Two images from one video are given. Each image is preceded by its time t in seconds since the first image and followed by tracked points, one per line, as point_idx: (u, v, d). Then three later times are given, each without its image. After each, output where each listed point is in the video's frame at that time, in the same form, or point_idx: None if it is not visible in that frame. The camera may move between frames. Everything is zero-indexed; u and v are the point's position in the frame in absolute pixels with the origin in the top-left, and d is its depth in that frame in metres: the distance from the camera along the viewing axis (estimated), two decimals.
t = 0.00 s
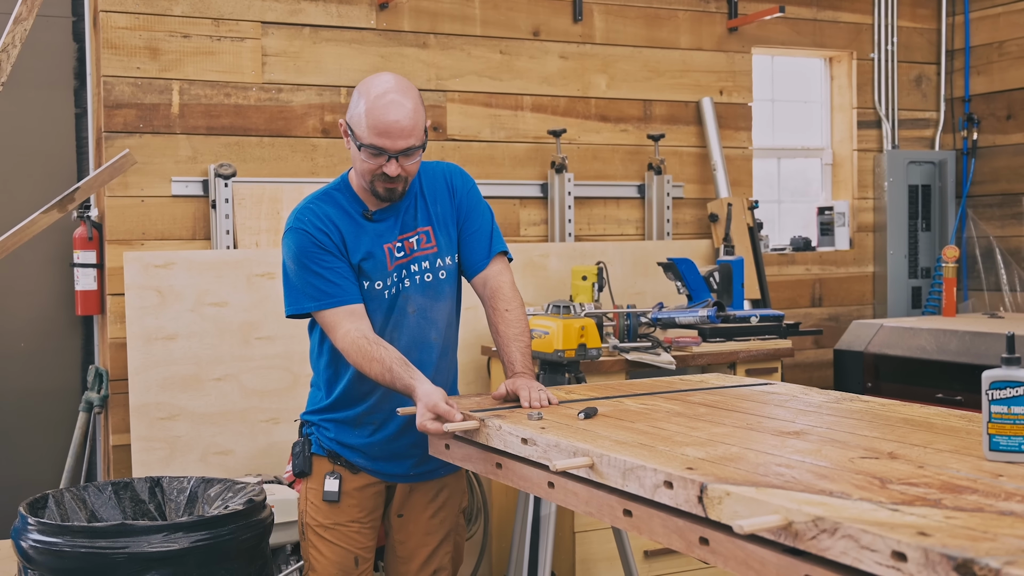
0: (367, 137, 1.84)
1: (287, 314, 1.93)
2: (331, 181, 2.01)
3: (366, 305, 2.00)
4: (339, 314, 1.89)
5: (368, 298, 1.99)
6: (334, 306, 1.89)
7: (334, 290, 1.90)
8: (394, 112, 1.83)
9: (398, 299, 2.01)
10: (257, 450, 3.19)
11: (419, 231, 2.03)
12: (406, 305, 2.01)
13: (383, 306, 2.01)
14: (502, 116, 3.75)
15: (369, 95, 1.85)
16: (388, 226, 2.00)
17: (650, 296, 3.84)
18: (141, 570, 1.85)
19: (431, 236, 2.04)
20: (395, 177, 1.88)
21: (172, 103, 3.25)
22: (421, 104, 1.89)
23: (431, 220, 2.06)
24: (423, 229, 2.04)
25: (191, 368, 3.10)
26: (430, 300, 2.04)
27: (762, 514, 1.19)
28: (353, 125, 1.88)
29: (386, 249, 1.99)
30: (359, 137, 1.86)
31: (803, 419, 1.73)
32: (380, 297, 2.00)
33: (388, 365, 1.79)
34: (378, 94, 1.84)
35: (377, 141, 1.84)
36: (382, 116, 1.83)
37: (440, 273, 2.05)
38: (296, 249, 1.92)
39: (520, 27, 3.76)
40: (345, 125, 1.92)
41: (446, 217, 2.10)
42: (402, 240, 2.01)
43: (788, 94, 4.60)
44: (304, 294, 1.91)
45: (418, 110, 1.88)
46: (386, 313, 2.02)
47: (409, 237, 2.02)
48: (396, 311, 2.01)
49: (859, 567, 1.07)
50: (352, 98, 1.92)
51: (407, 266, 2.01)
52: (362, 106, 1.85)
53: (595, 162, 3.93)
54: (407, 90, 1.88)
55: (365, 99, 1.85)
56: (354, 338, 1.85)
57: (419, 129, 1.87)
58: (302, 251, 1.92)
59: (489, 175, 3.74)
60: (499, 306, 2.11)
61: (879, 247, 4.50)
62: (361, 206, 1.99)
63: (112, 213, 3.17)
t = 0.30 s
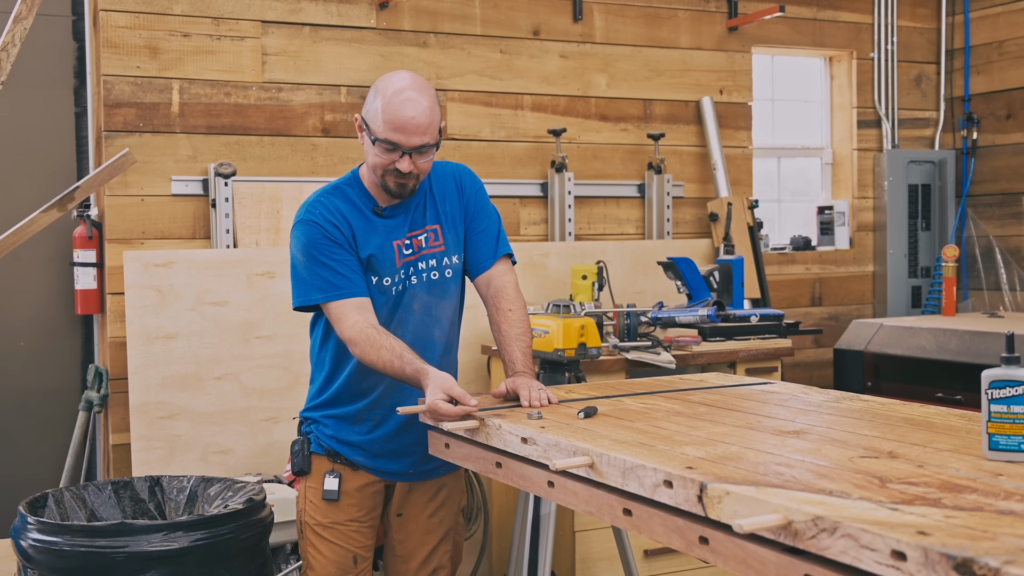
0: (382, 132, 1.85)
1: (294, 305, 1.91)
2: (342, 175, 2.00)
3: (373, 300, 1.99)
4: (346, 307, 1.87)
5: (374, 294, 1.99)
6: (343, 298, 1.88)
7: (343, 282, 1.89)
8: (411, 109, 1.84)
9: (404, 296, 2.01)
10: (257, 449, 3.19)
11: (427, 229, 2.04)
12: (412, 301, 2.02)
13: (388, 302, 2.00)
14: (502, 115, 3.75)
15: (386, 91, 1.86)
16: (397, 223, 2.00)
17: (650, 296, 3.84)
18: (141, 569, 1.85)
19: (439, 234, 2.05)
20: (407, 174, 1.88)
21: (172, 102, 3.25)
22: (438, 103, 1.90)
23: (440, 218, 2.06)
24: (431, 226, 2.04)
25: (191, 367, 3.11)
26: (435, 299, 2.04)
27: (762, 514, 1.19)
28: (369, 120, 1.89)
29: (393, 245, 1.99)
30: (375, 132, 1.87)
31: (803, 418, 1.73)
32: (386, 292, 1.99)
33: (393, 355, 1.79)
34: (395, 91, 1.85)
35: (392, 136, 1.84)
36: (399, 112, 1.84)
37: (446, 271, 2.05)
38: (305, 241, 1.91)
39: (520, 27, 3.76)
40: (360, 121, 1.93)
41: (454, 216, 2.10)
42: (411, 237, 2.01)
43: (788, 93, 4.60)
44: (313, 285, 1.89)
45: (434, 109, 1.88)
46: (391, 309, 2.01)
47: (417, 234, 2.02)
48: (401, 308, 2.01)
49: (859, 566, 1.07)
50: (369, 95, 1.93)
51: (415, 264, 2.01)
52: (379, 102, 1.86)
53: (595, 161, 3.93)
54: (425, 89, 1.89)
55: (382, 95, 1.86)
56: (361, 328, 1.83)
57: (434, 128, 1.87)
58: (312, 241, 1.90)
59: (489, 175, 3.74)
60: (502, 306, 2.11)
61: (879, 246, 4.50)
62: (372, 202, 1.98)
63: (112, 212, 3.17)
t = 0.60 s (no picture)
0: (396, 126, 1.85)
1: (292, 303, 1.90)
2: (349, 175, 2.00)
3: (377, 301, 1.99)
4: (341, 309, 1.85)
5: (378, 295, 1.98)
6: (342, 298, 1.86)
7: (340, 283, 1.87)
8: (427, 106, 1.84)
9: (410, 297, 2.01)
10: (257, 449, 3.19)
11: (434, 230, 2.04)
12: (418, 302, 2.02)
13: (393, 302, 2.00)
14: (502, 114, 3.75)
15: (402, 87, 1.87)
16: (404, 224, 2.00)
17: (650, 295, 3.85)
18: (141, 569, 1.86)
19: (445, 235, 2.06)
20: (417, 171, 1.88)
21: (172, 102, 3.25)
22: (453, 103, 1.91)
23: (446, 219, 2.07)
24: (437, 227, 2.05)
25: (191, 367, 3.11)
26: (440, 299, 2.05)
27: (762, 513, 1.19)
28: (383, 116, 1.89)
29: (399, 246, 1.98)
30: (388, 127, 1.87)
31: (803, 417, 1.73)
32: (391, 293, 1.99)
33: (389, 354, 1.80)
34: (414, 88, 1.86)
35: (406, 131, 1.84)
36: (415, 108, 1.84)
37: (451, 272, 2.06)
38: (308, 239, 1.89)
39: (520, 26, 3.76)
40: (375, 117, 1.93)
41: (461, 217, 2.11)
42: (417, 238, 2.02)
43: (787, 92, 4.60)
44: (311, 284, 1.88)
45: (450, 109, 1.89)
46: (396, 310, 2.01)
47: (424, 235, 2.03)
48: (407, 309, 2.01)
49: (858, 566, 1.07)
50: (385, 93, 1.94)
51: (421, 265, 2.01)
52: (394, 98, 1.87)
53: (595, 161, 3.93)
54: (442, 89, 1.89)
55: (398, 91, 1.87)
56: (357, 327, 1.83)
57: (448, 127, 1.88)
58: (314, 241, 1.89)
59: (488, 174, 3.74)
60: (505, 306, 2.12)
61: (879, 246, 4.50)
62: (378, 203, 1.98)
63: (112, 211, 3.17)
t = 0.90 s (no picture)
0: (393, 113, 1.87)
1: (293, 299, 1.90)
2: (350, 174, 2.00)
3: (377, 299, 1.99)
4: (341, 302, 1.84)
5: (378, 293, 1.98)
6: (342, 291, 1.85)
7: (340, 276, 1.87)
8: (424, 94, 1.86)
9: (410, 296, 2.01)
10: (257, 448, 3.19)
11: (434, 229, 2.04)
12: (417, 301, 2.02)
13: (392, 300, 2.00)
14: (502, 114, 3.75)
15: (399, 77, 1.89)
16: (404, 222, 2.01)
17: (650, 295, 3.85)
18: (141, 568, 1.86)
19: (446, 235, 2.06)
20: (414, 159, 1.88)
21: (172, 101, 3.25)
22: (451, 95, 1.92)
23: (447, 219, 2.07)
24: (438, 227, 2.05)
25: (191, 366, 3.11)
26: (440, 299, 2.04)
27: (762, 513, 1.19)
28: (381, 107, 1.91)
29: (399, 244, 1.99)
30: (386, 116, 1.89)
31: (803, 417, 1.73)
32: (391, 291, 1.99)
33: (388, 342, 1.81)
34: (412, 77, 1.88)
35: (403, 118, 1.86)
36: (412, 95, 1.86)
37: (452, 272, 2.06)
38: (308, 234, 1.90)
39: (520, 26, 3.77)
40: (375, 110, 1.95)
41: (462, 217, 2.11)
42: (417, 237, 2.02)
43: (787, 92, 4.60)
44: (309, 277, 1.87)
45: (447, 99, 1.90)
46: (396, 309, 2.01)
47: (424, 235, 2.03)
48: (406, 308, 2.01)
49: (857, 565, 1.07)
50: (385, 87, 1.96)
51: (420, 264, 2.02)
52: (392, 88, 1.89)
53: (595, 160, 3.93)
54: (440, 81, 1.91)
55: (395, 81, 1.88)
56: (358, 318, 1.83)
57: (445, 116, 1.89)
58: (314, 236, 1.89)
59: (489, 174, 3.74)
60: (506, 306, 2.12)
61: (879, 245, 4.50)
62: (379, 200, 1.98)
63: (112, 211, 3.17)
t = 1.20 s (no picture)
0: (384, 115, 1.86)
1: (294, 310, 1.91)
2: (349, 177, 2.00)
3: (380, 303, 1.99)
4: (340, 318, 1.88)
5: (382, 298, 1.99)
6: (339, 307, 1.88)
7: (340, 293, 1.88)
8: (413, 92, 1.86)
9: (413, 297, 2.01)
10: (257, 448, 3.19)
11: (435, 228, 2.04)
12: (420, 302, 2.02)
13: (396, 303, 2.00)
14: (502, 113, 3.75)
15: (389, 78, 1.88)
16: (405, 224, 2.01)
17: (650, 294, 3.85)
18: (140, 568, 1.86)
19: (447, 233, 2.06)
20: (410, 158, 1.88)
21: (172, 101, 3.25)
22: (442, 92, 1.92)
23: (448, 218, 2.07)
24: (439, 226, 2.05)
25: (191, 366, 3.11)
26: (443, 298, 2.04)
27: (761, 512, 1.19)
28: (372, 108, 1.91)
29: (401, 247, 1.99)
30: (377, 117, 1.88)
31: (802, 417, 1.73)
32: (395, 293, 1.99)
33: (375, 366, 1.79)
34: (401, 77, 1.87)
35: (394, 118, 1.85)
36: (401, 94, 1.85)
37: (454, 271, 2.06)
38: (308, 247, 1.91)
39: (520, 25, 3.76)
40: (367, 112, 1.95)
41: (463, 214, 2.11)
42: (419, 238, 2.02)
43: (787, 91, 4.60)
44: (312, 291, 1.89)
45: (438, 96, 1.90)
46: (400, 311, 2.02)
47: (426, 235, 2.03)
48: (410, 309, 2.01)
49: (857, 565, 1.07)
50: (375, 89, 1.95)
51: (423, 264, 2.02)
52: (382, 89, 1.88)
53: (594, 160, 3.93)
54: (429, 78, 1.91)
55: (386, 82, 1.88)
56: (350, 341, 1.84)
57: (437, 113, 1.88)
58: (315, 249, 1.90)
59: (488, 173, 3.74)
60: (506, 304, 2.12)
61: (879, 245, 4.50)
62: (378, 205, 1.99)
63: (112, 211, 3.17)
